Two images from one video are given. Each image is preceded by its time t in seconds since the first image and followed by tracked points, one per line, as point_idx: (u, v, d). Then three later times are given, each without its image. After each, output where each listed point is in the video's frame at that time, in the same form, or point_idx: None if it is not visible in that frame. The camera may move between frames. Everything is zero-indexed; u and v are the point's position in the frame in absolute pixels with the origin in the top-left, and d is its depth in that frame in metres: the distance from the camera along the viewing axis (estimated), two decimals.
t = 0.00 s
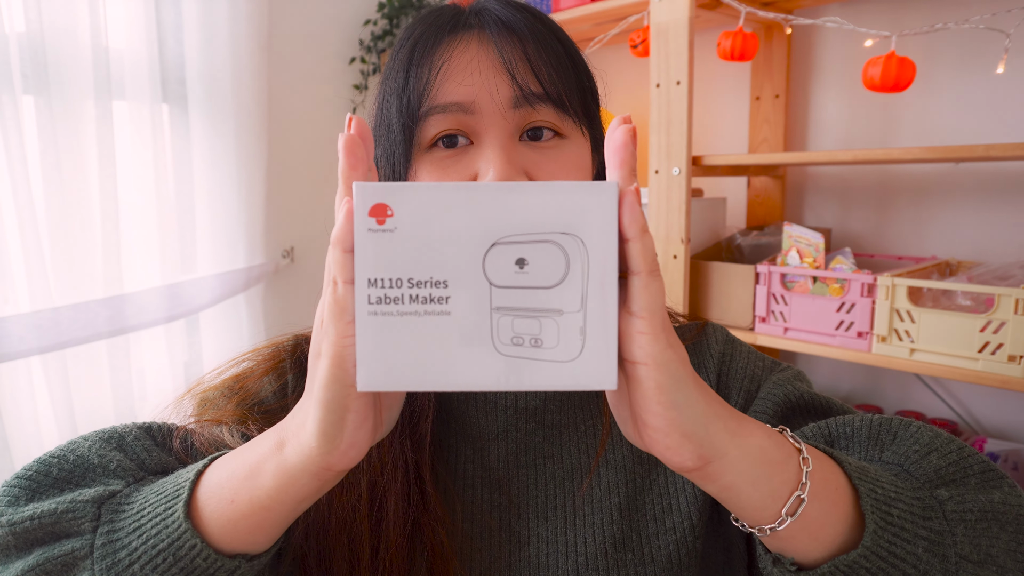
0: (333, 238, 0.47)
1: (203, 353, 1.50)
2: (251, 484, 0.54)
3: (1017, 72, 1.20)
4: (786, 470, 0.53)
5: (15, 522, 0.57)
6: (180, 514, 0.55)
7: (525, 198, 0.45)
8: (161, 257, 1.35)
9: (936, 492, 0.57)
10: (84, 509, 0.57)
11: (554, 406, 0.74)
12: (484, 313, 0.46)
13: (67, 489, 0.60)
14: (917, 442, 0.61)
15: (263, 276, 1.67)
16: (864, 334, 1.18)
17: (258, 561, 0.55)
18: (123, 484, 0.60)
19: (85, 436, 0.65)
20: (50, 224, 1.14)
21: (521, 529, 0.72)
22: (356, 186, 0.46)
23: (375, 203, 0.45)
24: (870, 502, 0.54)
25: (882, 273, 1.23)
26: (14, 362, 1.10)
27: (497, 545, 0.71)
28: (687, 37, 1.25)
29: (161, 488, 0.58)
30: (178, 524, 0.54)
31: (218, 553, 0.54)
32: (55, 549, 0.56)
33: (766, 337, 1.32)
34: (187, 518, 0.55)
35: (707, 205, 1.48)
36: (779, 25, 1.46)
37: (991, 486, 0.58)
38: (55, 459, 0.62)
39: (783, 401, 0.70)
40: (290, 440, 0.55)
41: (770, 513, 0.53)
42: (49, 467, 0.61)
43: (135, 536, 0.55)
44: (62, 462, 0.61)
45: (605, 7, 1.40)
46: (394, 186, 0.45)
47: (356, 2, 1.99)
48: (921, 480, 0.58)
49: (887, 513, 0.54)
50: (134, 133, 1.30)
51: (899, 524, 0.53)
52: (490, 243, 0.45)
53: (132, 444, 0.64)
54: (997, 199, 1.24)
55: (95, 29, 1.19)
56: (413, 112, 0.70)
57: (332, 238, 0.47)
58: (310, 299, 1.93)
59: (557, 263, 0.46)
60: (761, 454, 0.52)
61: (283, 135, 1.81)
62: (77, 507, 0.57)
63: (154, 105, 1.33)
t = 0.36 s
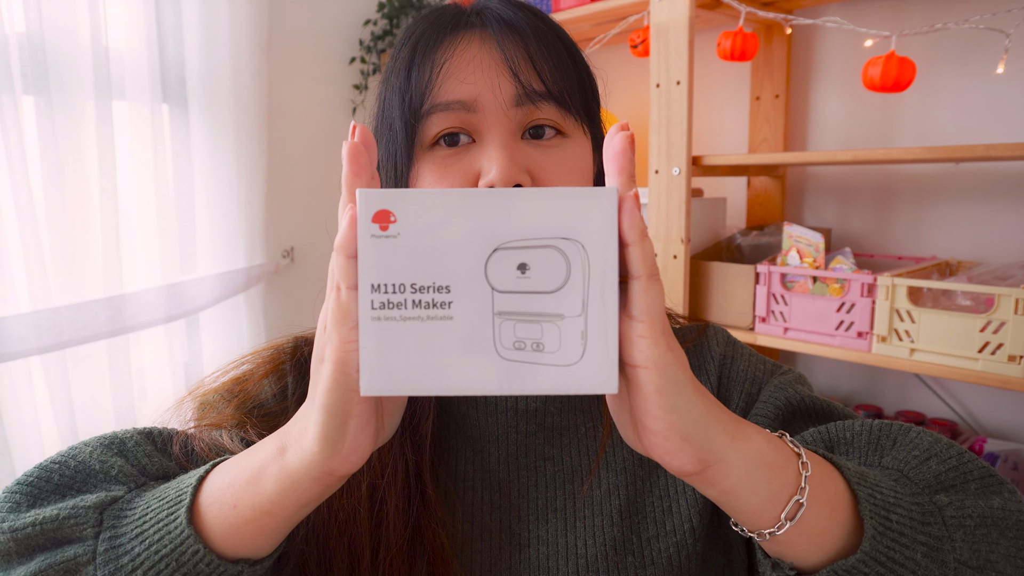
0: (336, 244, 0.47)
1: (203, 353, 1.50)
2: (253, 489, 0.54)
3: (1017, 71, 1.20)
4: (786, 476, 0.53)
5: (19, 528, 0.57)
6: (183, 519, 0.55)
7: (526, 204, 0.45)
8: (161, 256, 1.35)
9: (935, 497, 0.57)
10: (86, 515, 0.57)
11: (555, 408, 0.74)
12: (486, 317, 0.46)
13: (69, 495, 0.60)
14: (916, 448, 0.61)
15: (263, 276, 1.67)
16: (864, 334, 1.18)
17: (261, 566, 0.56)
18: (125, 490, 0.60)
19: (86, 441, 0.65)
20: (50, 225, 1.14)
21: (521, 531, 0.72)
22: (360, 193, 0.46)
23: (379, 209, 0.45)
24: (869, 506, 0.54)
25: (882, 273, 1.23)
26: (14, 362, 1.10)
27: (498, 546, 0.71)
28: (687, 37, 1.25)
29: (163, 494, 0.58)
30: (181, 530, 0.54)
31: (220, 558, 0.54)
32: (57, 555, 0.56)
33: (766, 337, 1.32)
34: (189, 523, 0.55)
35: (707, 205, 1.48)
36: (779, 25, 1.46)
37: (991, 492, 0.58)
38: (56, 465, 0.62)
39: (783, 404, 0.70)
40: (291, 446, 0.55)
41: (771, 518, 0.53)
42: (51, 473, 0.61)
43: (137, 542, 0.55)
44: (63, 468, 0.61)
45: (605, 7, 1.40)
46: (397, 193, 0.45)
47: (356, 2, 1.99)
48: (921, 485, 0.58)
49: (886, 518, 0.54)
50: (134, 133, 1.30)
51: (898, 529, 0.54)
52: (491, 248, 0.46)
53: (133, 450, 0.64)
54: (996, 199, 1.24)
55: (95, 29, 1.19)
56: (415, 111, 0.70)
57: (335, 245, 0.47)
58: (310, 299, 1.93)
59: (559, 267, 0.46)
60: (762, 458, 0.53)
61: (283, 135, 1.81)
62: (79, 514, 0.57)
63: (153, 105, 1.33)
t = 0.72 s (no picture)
0: (337, 252, 0.47)
1: (203, 354, 1.50)
2: (254, 502, 0.55)
3: (1017, 72, 1.20)
4: (782, 481, 0.53)
5: (21, 539, 0.57)
6: (185, 533, 0.55)
7: (527, 212, 0.45)
8: (161, 256, 1.35)
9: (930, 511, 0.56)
10: (89, 526, 0.57)
11: (555, 408, 0.74)
12: (491, 323, 0.46)
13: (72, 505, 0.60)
14: (914, 459, 0.60)
15: (263, 276, 1.67)
16: (864, 334, 1.18)
17: None
18: (128, 501, 0.60)
19: (92, 450, 0.65)
20: (51, 225, 1.14)
21: (522, 530, 0.72)
22: (361, 199, 0.46)
23: (381, 216, 0.45)
24: (864, 522, 0.53)
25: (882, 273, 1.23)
26: (14, 362, 1.10)
27: (498, 546, 0.71)
28: (686, 37, 1.25)
29: (166, 505, 0.58)
30: (183, 544, 0.54)
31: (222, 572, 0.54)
32: (61, 566, 0.56)
33: (766, 337, 1.32)
34: (192, 537, 0.55)
35: (707, 205, 1.49)
36: (778, 25, 1.46)
37: (988, 505, 0.57)
38: (60, 474, 0.62)
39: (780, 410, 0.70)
40: (291, 459, 0.55)
41: (767, 524, 0.53)
42: (55, 483, 0.61)
43: (140, 555, 0.55)
44: (68, 477, 0.62)
45: (605, 7, 1.40)
46: (398, 199, 0.45)
47: (356, 3, 1.99)
48: (917, 498, 0.57)
49: (880, 534, 0.53)
50: (134, 133, 1.30)
51: (893, 546, 0.53)
52: (493, 255, 0.46)
53: (136, 459, 0.64)
54: (997, 198, 1.24)
55: (95, 30, 1.19)
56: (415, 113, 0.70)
57: (336, 253, 0.47)
58: (310, 299, 1.94)
59: (562, 274, 0.46)
60: (757, 470, 0.53)
61: (284, 135, 1.81)
62: (82, 525, 0.57)
63: (154, 105, 1.33)
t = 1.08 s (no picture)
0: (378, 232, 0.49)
1: (203, 353, 1.50)
2: (306, 490, 0.56)
3: (1017, 72, 1.20)
4: (695, 525, 0.54)
5: None
6: (264, 549, 0.55)
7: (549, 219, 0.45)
8: (160, 255, 1.35)
9: None
10: None
11: (550, 407, 0.73)
12: (513, 319, 0.46)
13: None
14: None
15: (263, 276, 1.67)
16: (864, 334, 1.18)
17: (348, 560, 0.58)
18: (195, 556, 0.59)
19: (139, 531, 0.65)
20: (51, 225, 1.14)
21: (514, 531, 0.72)
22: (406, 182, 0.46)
23: (421, 202, 0.45)
24: None
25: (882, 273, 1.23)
26: (14, 363, 1.09)
27: (490, 546, 0.72)
28: (687, 37, 1.25)
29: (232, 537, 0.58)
30: (266, 557, 0.55)
31: (308, 564, 0.55)
32: None
33: (766, 336, 1.32)
34: (271, 550, 0.55)
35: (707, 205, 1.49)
36: (778, 25, 1.46)
37: None
38: (117, 567, 0.60)
39: (744, 463, 0.69)
40: (326, 438, 0.57)
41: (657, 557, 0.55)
42: None
43: None
44: (129, 563, 0.60)
45: (605, 7, 1.40)
46: (444, 188, 0.45)
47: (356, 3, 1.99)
48: None
49: None
50: (134, 133, 1.29)
51: None
52: (527, 252, 0.45)
53: (183, 522, 0.64)
54: (997, 198, 1.24)
55: (95, 30, 1.19)
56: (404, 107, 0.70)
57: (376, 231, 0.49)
58: (310, 299, 1.94)
59: (589, 282, 0.46)
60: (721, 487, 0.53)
61: (284, 136, 1.81)
62: None
63: (154, 105, 1.33)
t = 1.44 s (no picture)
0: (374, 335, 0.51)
1: (203, 353, 1.51)
2: (351, 553, 0.58)
3: (1017, 72, 1.20)
4: (666, 538, 0.58)
5: None
6: None
7: (519, 292, 0.48)
8: (160, 255, 1.35)
9: None
10: None
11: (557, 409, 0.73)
12: (501, 393, 0.49)
13: None
14: None
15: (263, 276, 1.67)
16: (864, 334, 1.18)
17: None
18: None
19: None
20: (50, 225, 1.14)
21: (522, 530, 0.71)
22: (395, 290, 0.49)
23: (412, 305, 0.48)
24: None
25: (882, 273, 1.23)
26: (13, 362, 1.09)
27: (496, 541, 0.71)
28: (687, 37, 1.25)
29: None
30: None
31: None
32: None
33: (766, 336, 1.32)
34: None
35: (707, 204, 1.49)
36: (778, 25, 1.46)
37: None
38: None
39: (762, 475, 0.70)
40: (367, 507, 0.57)
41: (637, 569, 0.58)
42: None
43: None
44: None
45: (605, 7, 1.40)
46: (430, 291, 0.48)
47: (356, 3, 1.99)
48: None
49: None
50: (134, 133, 1.30)
51: None
52: (503, 334, 0.48)
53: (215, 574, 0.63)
54: (997, 198, 1.24)
55: (95, 30, 1.19)
56: (423, 109, 0.71)
57: (373, 335, 0.50)
58: (309, 299, 1.93)
59: (559, 350, 0.49)
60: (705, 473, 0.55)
61: (284, 136, 1.81)
62: None
63: (154, 105, 1.33)
